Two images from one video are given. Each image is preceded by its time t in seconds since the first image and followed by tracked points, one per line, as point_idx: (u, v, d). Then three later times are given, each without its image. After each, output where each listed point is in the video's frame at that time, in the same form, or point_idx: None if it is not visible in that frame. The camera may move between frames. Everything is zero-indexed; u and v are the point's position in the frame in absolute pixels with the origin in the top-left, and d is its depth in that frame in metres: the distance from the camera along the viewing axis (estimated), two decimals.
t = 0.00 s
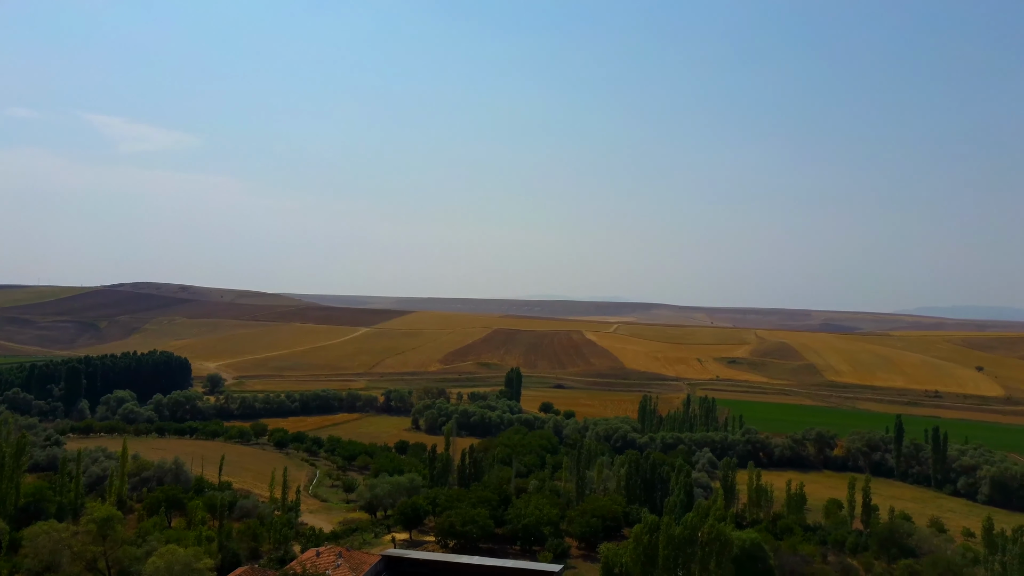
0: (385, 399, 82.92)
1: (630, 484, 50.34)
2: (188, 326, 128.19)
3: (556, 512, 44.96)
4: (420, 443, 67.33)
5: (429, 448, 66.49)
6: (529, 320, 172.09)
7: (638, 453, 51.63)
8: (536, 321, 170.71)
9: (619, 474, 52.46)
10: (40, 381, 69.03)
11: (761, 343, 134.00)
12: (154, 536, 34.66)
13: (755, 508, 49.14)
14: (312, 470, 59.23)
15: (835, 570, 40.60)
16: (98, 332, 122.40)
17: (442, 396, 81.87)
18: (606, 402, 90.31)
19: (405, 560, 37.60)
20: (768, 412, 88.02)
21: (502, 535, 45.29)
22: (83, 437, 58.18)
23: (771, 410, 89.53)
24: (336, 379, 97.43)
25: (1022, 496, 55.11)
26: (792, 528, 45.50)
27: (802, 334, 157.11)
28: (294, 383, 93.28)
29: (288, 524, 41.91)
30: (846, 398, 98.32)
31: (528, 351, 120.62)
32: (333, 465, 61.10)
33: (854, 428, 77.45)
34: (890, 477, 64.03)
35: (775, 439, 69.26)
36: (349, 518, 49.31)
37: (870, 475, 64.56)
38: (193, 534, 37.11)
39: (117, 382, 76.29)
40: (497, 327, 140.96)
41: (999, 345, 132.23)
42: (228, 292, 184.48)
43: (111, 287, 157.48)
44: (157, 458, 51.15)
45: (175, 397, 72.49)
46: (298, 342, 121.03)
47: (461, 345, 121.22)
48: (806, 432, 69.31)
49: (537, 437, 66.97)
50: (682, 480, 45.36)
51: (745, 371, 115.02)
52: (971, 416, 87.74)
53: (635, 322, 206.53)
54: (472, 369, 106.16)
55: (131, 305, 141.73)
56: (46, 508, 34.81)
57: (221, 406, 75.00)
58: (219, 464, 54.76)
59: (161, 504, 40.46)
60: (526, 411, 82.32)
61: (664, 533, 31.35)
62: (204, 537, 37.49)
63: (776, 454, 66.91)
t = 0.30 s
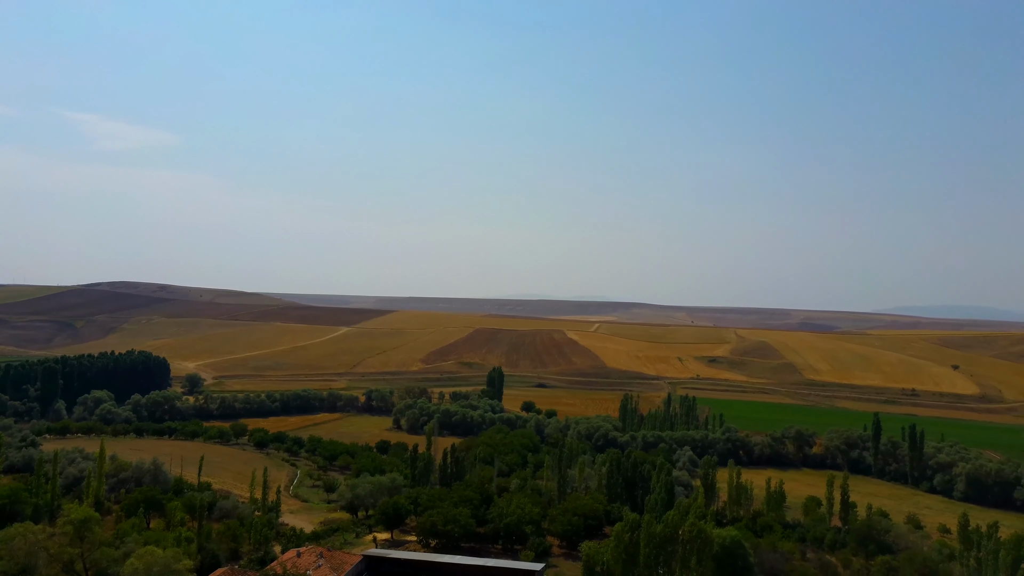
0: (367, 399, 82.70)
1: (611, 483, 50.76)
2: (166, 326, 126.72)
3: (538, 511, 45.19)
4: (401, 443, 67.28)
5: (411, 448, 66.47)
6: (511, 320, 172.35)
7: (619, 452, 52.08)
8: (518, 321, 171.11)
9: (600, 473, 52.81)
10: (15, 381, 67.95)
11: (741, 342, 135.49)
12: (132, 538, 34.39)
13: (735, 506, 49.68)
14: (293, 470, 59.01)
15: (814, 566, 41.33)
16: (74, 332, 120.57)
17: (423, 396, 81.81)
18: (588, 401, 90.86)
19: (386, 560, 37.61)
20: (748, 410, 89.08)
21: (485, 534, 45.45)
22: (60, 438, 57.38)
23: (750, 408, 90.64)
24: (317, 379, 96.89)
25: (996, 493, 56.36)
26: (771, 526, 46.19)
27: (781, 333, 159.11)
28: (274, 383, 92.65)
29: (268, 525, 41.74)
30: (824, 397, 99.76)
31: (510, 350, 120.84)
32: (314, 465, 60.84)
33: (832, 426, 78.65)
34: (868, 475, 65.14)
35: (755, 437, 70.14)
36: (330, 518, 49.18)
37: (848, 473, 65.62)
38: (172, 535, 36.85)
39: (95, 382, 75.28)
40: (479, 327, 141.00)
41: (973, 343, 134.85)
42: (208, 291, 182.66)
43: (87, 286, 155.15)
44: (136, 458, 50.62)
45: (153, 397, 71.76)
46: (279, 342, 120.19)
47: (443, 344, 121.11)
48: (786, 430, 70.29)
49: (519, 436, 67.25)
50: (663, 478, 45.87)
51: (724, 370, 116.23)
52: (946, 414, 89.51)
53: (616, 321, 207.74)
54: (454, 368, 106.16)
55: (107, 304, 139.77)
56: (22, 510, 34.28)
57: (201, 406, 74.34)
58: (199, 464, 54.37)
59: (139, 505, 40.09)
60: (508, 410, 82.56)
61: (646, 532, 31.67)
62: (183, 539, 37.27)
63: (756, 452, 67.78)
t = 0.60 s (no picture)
0: (348, 398, 82.41)
1: (593, 481, 51.15)
2: (144, 325, 125.15)
3: (519, 510, 45.40)
4: (383, 443, 67.19)
5: (393, 447, 66.42)
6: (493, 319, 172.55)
7: (600, 451, 52.49)
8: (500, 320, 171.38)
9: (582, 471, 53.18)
10: None
11: (722, 341, 136.84)
12: (110, 539, 34.12)
13: (715, 504, 50.26)
14: (273, 470, 58.77)
15: (794, 563, 42.00)
16: (50, 331, 118.76)
17: (405, 395, 81.74)
18: (570, 400, 91.32)
19: (367, 560, 37.63)
20: (728, 409, 90.07)
21: (467, 533, 45.58)
22: (36, 439, 56.60)
23: (730, 407, 91.65)
24: (298, 379, 96.33)
25: (971, 489, 57.55)
26: (751, 524, 46.80)
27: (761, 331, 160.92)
28: (254, 383, 92.00)
29: (249, 526, 41.54)
30: (803, 395, 101.14)
31: (492, 349, 120.96)
32: (295, 465, 60.58)
33: (811, 425, 79.78)
34: (846, 472, 66.21)
35: (736, 435, 70.98)
36: (311, 518, 49.05)
37: (827, 470, 66.64)
38: (150, 537, 36.58)
39: (72, 382, 74.28)
40: (462, 326, 140.94)
41: (949, 343, 137.40)
42: (187, 291, 180.50)
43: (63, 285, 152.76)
44: (114, 459, 50.10)
45: (132, 397, 71.01)
46: (259, 341, 119.28)
47: (424, 344, 120.92)
48: (766, 429, 71.22)
49: (501, 436, 67.48)
50: (644, 477, 46.34)
51: (705, 369, 117.36)
52: (922, 412, 91.18)
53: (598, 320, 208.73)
54: (436, 368, 106.11)
55: (84, 304, 137.80)
56: None
57: (180, 406, 73.68)
58: (178, 465, 53.93)
59: (117, 507, 39.74)
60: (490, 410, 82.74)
61: (628, 530, 32.00)
62: (162, 540, 37.02)
63: (736, 450, 68.58)
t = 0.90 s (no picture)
0: (329, 398, 82.06)
1: (576, 480, 51.47)
2: (123, 325, 123.61)
3: (502, 510, 45.57)
4: (365, 443, 67.03)
5: (375, 447, 66.30)
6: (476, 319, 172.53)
7: (583, 450, 52.81)
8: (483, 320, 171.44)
9: (564, 470, 53.50)
10: None
11: (703, 340, 138.05)
12: (88, 541, 33.78)
13: (697, 502, 50.75)
14: (254, 471, 58.46)
15: (775, 561, 42.62)
16: (26, 331, 116.89)
17: (387, 395, 81.56)
18: (552, 399, 91.63)
19: (349, 560, 37.61)
20: (709, 408, 90.92)
21: (449, 533, 45.63)
22: (12, 440, 55.77)
23: (711, 406, 92.53)
24: (279, 378, 95.66)
25: (949, 486, 58.67)
26: (733, 522, 47.32)
27: (741, 331, 162.47)
28: (235, 383, 91.26)
29: (230, 527, 41.26)
30: (784, 394, 102.31)
31: (475, 349, 120.99)
32: (276, 465, 60.26)
33: (792, 423, 80.77)
34: (826, 470, 67.17)
35: (717, 434, 71.67)
36: (292, 518, 48.89)
37: (807, 468, 67.56)
38: (129, 538, 36.27)
39: (49, 383, 73.24)
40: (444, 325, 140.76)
41: (926, 341, 139.63)
42: (167, 290, 178.48)
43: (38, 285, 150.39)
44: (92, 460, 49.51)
45: (111, 397, 70.21)
46: (240, 341, 118.33)
47: (407, 344, 120.66)
48: (747, 427, 72.01)
49: (484, 435, 67.61)
50: (626, 476, 46.70)
51: (687, 368, 118.34)
52: (900, 410, 92.67)
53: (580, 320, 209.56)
54: (419, 367, 106.01)
55: (61, 303, 135.80)
56: None
57: (160, 406, 72.97)
58: (158, 466, 53.45)
59: (96, 508, 39.35)
60: (473, 409, 82.82)
61: (609, 529, 32.24)
62: (141, 541, 36.72)
63: (717, 449, 69.26)
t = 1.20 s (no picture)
0: (312, 398, 81.69)
1: (559, 479, 51.82)
2: (102, 325, 122.05)
3: (484, 509, 45.74)
4: (347, 443, 66.86)
5: (357, 447, 66.16)
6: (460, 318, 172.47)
7: (566, 449, 53.13)
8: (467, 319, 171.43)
9: (547, 469, 53.83)
10: None
11: (685, 340, 139.13)
12: (67, 543, 33.51)
13: (679, 501, 51.32)
14: (236, 471, 58.12)
15: (756, 558, 43.27)
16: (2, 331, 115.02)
17: (370, 395, 81.36)
18: (535, 399, 91.90)
19: (331, 560, 37.59)
20: (691, 406, 91.72)
21: (432, 533, 45.69)
22: None
23: (693, 404, 93.37)
24: (261, 378, 95.00)
25: (927, 483, 59.86)
26: (714, 520, 47.91)
27: (723, 330, 163.92)
28: (216, 383, 90.53)
29: (211, 528, 41.05)
30: (765, 393, 103.47)
31: (458, 348, 120.97)
32: (258, 465, 59.94)
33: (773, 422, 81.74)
34: (807, 468, 68.13)
35: (699, 433, 72.38)
36: (274, 519, 48.71)
37: (788, 466, 68.47)
38: (108, 540, 36.02)
39: (26, 383, 72.28)
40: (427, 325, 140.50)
41: (904, 340, 141.86)
42: (146, 289, 176.22)
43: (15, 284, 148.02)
44: (70, 462, 48.95)
45: (89, 398, 69.43)
46: (221, 341, 117.32)
47: (390, 343, 120.35)
48: (728, 426, 72.77)
49: (467, 435, 67.70)
50: (609, 474, 47.12)
51: (669, 367, 119.21)
52: (879, 408, 94.14)
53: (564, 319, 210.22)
54: (403, 367, 105.87)
55: (38, 302, 133.78)
56: None
57: (139, 406, 72.24)
58: (138, 467, 52.97)
59: (74, 509, 39.01)
60: (456, 409, 82.90)
61: (592, 528, 32.56)
62: (120, 543, 36.49)
63: (699, 447, 69.96)
